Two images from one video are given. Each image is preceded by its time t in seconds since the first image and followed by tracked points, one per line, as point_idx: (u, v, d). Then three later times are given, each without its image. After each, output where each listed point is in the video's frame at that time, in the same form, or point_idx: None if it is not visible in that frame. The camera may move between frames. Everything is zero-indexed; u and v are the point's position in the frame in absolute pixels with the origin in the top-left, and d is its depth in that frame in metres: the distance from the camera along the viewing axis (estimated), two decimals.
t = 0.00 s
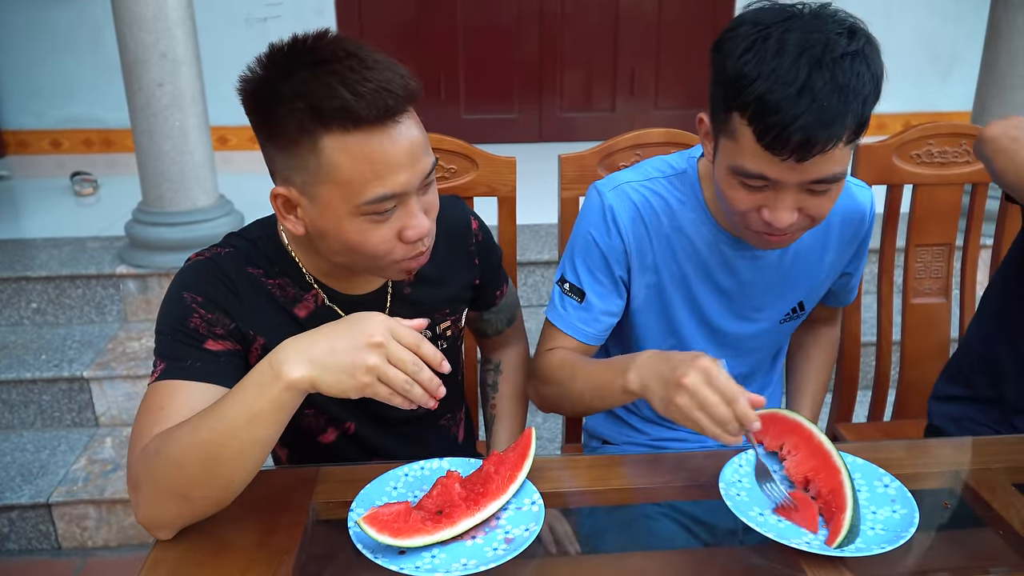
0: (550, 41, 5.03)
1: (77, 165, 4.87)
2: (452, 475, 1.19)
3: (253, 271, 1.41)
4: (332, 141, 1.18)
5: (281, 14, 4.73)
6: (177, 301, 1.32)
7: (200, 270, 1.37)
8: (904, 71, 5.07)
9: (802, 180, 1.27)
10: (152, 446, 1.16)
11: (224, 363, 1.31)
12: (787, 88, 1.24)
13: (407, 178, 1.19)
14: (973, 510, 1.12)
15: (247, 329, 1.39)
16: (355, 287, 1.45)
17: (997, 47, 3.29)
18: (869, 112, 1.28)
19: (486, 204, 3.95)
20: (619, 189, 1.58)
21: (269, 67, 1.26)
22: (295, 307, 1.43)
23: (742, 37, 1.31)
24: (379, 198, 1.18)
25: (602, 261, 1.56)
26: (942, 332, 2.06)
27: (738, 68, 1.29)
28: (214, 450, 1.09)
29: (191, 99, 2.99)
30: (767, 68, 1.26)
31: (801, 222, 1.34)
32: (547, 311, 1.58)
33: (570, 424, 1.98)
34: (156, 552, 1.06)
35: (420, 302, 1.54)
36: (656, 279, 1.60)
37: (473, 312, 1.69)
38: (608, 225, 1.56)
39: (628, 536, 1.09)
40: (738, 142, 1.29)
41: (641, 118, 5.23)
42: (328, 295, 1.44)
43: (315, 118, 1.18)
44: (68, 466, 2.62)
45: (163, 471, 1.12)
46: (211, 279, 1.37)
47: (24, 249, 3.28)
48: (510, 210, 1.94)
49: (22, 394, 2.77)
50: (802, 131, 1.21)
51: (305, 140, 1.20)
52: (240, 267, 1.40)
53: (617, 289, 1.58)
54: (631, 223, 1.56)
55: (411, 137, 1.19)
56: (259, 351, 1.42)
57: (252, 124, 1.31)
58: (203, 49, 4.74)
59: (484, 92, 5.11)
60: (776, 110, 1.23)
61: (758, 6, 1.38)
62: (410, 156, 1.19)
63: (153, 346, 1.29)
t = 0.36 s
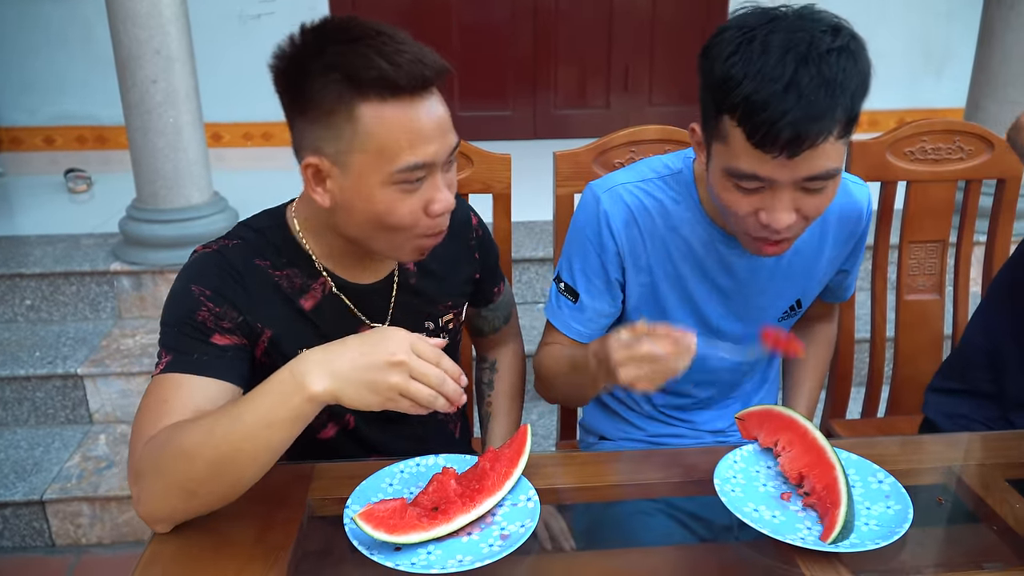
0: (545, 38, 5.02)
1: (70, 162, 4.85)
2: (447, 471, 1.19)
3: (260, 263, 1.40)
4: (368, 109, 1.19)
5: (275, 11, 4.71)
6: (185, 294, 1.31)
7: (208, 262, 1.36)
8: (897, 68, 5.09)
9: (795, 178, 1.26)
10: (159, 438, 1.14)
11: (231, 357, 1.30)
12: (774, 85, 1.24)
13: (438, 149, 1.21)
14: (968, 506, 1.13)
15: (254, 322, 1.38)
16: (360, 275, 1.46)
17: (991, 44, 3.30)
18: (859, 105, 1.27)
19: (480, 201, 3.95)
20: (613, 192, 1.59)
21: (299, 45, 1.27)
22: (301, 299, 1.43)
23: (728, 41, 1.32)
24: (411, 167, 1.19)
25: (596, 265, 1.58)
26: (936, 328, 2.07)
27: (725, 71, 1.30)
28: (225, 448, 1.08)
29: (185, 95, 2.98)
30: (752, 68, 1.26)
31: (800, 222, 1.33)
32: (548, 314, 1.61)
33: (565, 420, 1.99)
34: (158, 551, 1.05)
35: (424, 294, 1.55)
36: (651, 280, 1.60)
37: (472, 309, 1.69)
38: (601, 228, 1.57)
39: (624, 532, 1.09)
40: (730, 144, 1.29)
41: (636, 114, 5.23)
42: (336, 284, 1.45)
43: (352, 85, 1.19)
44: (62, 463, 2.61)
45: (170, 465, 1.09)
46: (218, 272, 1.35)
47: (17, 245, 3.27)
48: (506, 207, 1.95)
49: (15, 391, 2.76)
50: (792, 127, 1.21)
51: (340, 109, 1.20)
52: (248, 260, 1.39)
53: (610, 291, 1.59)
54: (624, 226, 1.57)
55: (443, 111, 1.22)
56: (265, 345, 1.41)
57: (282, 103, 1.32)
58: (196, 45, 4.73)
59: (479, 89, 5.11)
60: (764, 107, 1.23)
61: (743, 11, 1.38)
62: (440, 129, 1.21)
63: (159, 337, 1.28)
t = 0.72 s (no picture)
0: (539, 37, 5.02)
1: (62, 160, 4.83)
2: (440, 471, 1.19)
3: (275, 249, 1.40)
4: (402, 81, 1.20)
5: (269, 9, 4.70)
6: (197, 276, 1.31)
7: (222, 246, 1.36)
8: (888, 69, 5.11)
9: (729, 195, 1.26)
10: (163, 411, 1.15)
11: (238, 339, 1.30)
12: (694, 104, 1.24)
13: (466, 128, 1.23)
14: (959, 505, 1.14)
15: (263, 305, 1.38)
16: (373, 260, 1.47)
17: (982, 43, 3.31)
18: (789, 120, 1.26)
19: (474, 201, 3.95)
20: (595, 198, 1.59)
21: (340, 21, 1.28)
22: (313, 283, 1.42)
23: (664, 60, 1.33)
24: (439, 140, 1.21)
25: (580, 273, 1.58)
26: (927, 327, 2.08)
27: (658, 91, 1.31)
28: (225, 428, 1.09)
29: (178, 95, 2.97)
30: (678, 88, 1.27)
31: (748, 235, 1.33)
32: (531, 319, 1.61)
33: (558, 419, 2.00)
34: (158, 532, 1.08)
35: (428, 283, 1.55)
36: (634, 285, 1.61)
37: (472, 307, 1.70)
38: (583, 235, 1.58)
39: (618, 531, 1.09)
40: (665, 163, 1.31)
41: (630, 113, 5.23)
42: (351, 269, 1.45)
43: (390, 58, 1.21)
44: (54, 463, 2.60)
45: (172, 438, 1.11)
46: (231, 255, 1.36)
47: (9, 244, 3.26)
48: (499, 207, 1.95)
49: (6, 390, 2.74)
50: (711, 146, 1.21)
51: (376, 81, 1.21)
52: (263, 246, 1.39)
53: (596, 296, 1.61)
54: (606, 231, 1.58)
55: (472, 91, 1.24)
56: (272, 330, 1.40)
57: (317, 76, 1.32)
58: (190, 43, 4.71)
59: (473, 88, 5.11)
60: (686, 127, 1.24)
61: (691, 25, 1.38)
62: (468, 106, 1.23)
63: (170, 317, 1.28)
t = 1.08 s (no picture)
0: (530, 39, 5.03)
1: (52, 163, 4.81)
2: (429, 471, 1.19)
3: (241, 259, 1.40)
4: (338, 113, 1.17)
5: (260, 10, 4.70)
6: (163, 288, 1.31)
7: (188, 256, 1.36)
8: (878, 70, 5.13)
9: (670, 175, 1.28)
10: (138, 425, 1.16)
11: (210, 348, 1.30)
12: (660, 75, 1.27)
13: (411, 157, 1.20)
14: (945, 502, 1.14)
15: (232, 315, 1.38)
16: (343, 274, 1.45)
17: (970, 44, 3.33)
18: (744, 120, 1.28)
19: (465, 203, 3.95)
20: (560, 207, 1.60)
21: (287, 39, 1.25)
22: (279, 295, 1.43)
23: (653, 28, 1.34)
24: (380, 171, 1.18)
25: (552, 279, 1.60)
26: (916, 326, 2.09)
27: (635, 56, 1.33)
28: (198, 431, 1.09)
29: (168, 96, 2.97)
30: (651, 57, 1.29)
31: (679, 224, 1.35)
32: (519, 322, 1.67)
33: (549, 420, 2.00)
34: (145, 537, 1.08)
35: (403, 293, 1.54)
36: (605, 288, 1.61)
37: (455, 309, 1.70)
38: (550, 246, 1.59)
39: (607, 530, 1.10)
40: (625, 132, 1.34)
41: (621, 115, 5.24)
42: (317, 284, 1.44)
43: (326, 88, 1.18)
44: (43, 467, 2.59)
45: (149, 450, 1.12)
46: (197, 264, 1.36)
47: None
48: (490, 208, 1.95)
49: None
50: (660, 122, 1.24)
51: (313, 112, 1.19)
52: (229, 255, 1.39)
53: (570, 304, 1.62)
54: (572, 239, 1.58)
55: (417, 120, 1.21)
56: (241, 339, 1.41)
57: (261, 100, 1.30)
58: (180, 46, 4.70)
59: (464, 90, 5.11)
60: (647, 97, 1.27)
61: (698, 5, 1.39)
62: (413, 134, 1.20)
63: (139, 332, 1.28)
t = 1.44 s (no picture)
0: (519, 42, 5.04)
1: (39, 167, 4.79)
2: (420, 476, 1.19)
3: (220, 262, 1.40)
4: (271, 115, 1.16)
5: (248, 13, 4.69)
6: (145, 293, 1.31)
7: (169, 261, 1.36)
8: (866, 72, 5.16)
9: (634, 168, 1.31)
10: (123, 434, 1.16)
11: (195, 352, 1.29)
12: (630, 71, 1.30)
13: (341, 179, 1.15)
14: (935, 503, 1.15)
15: (213, 319, 1.38)
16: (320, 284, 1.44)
17: (957, 46, 3.35)
18: (710, 120, 1.31)
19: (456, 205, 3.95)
20: (534, 209, 1.60)
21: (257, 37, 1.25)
22: (259, 300, 1.42)
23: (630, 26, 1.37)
24: (299, 182, 1.15)
25: (531, 279, 1.61)
26: (905, 327, 2.10)
27: (609, 52, 1.36)
28: (191, 451, 1.08)
29: (157, 100, 2.95)
30: (624, 53, 1.32)
31: (643, 219, 1.37)
32: (501, 325, 1.67)
33: (539, 424, 2.00)
34: (134, 547, 1.06)
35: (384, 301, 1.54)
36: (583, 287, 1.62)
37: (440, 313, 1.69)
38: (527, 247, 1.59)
39: (597, 533, 1.10)
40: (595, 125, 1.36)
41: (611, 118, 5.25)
42: (294, 291, 1.43)
43: (268, 97, 1.17)
44: (32, 473, 2.57)
45: (138, 466, 1.10)
46: (178, 269, 1.36)
47: None
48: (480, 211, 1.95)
49: None
50: (629, 115, 1.27)
51: (250, 109, 1.19)
52: (208, 259, 1.39)
53: (553, 304, 1.62)
54: (549, 240, 1.59)
55: (356, 135, 1.16)
56: (223, 344, 1.40)
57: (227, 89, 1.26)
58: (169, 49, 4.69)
59: (454, 93, 5.11)
60: (616, 92, 1.30)
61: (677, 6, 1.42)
62: (345, 151, 1.15)
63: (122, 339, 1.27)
